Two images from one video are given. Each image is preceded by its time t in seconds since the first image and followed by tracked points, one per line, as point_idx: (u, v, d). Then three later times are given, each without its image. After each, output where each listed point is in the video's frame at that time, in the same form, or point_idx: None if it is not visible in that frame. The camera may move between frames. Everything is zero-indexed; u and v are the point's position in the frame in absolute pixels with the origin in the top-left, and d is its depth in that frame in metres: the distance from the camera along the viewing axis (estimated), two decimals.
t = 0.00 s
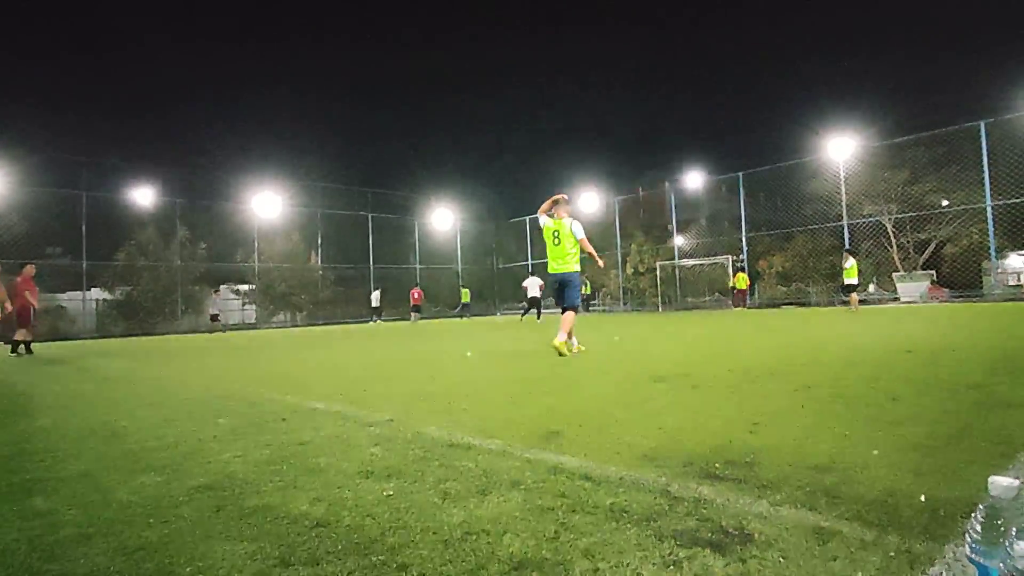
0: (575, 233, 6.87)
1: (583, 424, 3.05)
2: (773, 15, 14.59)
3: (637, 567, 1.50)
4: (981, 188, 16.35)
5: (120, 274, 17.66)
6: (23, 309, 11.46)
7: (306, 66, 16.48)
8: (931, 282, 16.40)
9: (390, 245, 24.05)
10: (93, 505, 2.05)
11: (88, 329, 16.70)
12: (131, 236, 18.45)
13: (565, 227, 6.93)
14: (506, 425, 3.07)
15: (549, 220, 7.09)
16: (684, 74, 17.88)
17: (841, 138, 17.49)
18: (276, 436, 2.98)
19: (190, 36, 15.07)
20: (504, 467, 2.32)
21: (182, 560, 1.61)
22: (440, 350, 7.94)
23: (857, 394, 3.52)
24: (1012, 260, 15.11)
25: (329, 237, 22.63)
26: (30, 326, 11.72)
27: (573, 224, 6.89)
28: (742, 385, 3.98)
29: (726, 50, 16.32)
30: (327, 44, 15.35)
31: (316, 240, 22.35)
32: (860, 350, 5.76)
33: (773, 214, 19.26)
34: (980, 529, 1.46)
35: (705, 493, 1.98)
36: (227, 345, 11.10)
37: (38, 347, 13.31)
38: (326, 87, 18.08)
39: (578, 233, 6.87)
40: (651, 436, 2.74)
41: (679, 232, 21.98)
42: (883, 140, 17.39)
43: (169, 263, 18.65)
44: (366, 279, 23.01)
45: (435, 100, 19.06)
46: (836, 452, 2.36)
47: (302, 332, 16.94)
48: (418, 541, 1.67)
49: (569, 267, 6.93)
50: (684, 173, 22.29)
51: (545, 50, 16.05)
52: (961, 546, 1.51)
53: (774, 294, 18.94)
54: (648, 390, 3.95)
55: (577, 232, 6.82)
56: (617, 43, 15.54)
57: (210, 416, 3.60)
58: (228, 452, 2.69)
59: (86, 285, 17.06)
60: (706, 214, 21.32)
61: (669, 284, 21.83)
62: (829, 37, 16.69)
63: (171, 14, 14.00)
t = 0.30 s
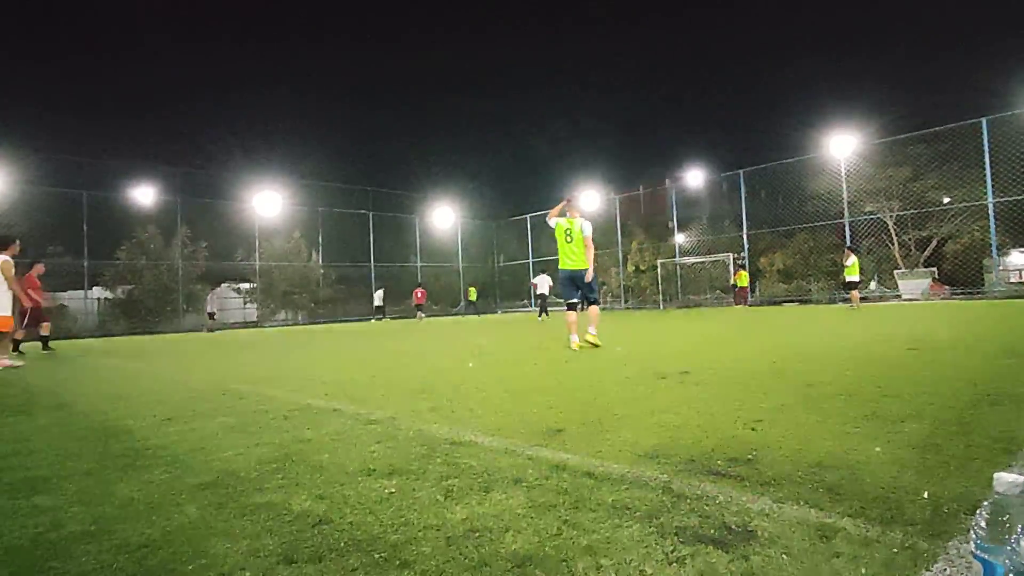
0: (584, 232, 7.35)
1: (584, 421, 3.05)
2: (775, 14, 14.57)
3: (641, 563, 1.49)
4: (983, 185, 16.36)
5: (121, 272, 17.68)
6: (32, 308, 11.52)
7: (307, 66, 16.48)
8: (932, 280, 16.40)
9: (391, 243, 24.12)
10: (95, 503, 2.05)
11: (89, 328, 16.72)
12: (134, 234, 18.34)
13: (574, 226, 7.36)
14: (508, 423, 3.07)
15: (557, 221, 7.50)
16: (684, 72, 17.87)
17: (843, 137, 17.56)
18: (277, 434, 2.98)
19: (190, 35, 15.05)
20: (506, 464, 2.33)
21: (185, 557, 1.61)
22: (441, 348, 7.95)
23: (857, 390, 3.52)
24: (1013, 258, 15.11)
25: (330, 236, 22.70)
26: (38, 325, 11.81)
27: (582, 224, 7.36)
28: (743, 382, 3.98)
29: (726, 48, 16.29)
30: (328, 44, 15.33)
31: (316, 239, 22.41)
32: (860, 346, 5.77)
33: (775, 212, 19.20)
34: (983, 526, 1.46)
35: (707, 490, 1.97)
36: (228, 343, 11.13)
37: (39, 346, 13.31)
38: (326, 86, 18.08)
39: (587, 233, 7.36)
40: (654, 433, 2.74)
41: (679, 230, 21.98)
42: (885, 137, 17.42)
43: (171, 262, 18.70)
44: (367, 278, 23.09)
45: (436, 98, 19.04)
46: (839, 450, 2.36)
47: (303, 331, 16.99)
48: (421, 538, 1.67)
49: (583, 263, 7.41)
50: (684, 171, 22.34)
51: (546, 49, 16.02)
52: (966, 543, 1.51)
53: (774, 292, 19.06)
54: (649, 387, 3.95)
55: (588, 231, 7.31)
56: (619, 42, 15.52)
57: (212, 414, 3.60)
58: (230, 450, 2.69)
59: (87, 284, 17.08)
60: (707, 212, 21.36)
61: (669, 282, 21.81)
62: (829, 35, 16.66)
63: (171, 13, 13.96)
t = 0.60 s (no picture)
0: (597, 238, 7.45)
1: (584, 421, 3.06)
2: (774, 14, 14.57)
3: (643, 564, 1.49)
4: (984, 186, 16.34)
5: (121, 273, 17.62)
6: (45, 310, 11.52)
7: (307, 65, 16.48)
8: (933, 280, 16.39)
9: (391, 243, 24.09)
10: (96, 503, 2.04)
11: (89, 328, 16.67)
12: (133, 235, 18.31)
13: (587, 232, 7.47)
14: (508, 423, 3.07)
15: (571, 225, 7.62)
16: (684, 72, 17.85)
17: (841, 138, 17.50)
18: (277, 434, 2.98)
19: (190, 36, 15.04)
20: (507, 464, 2.32)
21: (186, 557, 1.61)
22: (441, 349, 7.94)
23: (858, 391, 3.53)
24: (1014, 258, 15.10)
25: (331, 236, 22.67)
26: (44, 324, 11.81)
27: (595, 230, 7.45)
28: (743, 382, 3.98)
29: (726, 48, 16.28)
30: (328, 44, 15.32)
31: (317, 239, 22.37)
32: (861, 346, 5.78)
33: (774, 212, 19.18)
34: (985, 527, 1.46)
35: (708, 490, 1.97)
36: (228, 344, 11.12)
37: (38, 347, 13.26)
38: (326, 86, 18.08)
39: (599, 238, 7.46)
40: (653, 434, 2.74)
41: (679, 230, 21.84)
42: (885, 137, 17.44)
43: (171, 262, 18.65)
44: (368, 278, 23.05)
45: (436, 98, 19.04)
46: (840, 450, 2.35)
47: (304, 331, 16.96)
48: (423, 538, 1.67)
49: (596, 269, 7.55)
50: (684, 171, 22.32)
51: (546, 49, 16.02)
52: (968, 544, 1.51)
53: (775, 292, 19.10)
54: (650, 387, 3.95)
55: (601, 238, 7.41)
56: (619, 42, 15.50)
57: (212, 414, 3.60)
58: (230, 451, 2.68)
59: (87, 285, 17.03)
60: (708, 213, 21.34)
61: (669, 283, 21.52)
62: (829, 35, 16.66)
63: (171, 13, 13.95)
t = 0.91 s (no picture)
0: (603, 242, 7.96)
1: (582, 424, 3.05)
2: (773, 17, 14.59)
3: (641, 566, 1.49)
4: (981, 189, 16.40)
5: (119, 274, 17.58)
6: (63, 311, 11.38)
7: (307, 68, 16.50)
8: (931, 283, 16.45)
9: (389, 246, 24.12)
10: (93, 505, 2.04)
11: (88, 330, 16.62)
12: (133, 236, 18.30)
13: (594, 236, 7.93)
14: (507, 426, 3.06)
15: (577, 231, 8.04)
16: (683, 75, 17.90)
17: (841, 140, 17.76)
18: (275, 436, 2.98)
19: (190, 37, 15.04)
20: (505, 467, 2.32)
21: (183, 559, 1.61)
22: (438, 351, 7.95)
23: (858, 393, 3.52)
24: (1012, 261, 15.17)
25: (329, 238, 22.70)
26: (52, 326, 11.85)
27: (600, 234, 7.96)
28: (743, 385, 3.99)
29: (726, 50, 16.30)
30: (328, 46, 15.34)
31: (315, 241, 22.38)
32: (859, 349, 5.80)
33: (772, 215, 19.34)
34: (983, 527, 1.47)
35: (707, 493, 1.97)
36: (225, 346, 11.11)
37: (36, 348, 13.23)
38: (326, 88, 18.10)
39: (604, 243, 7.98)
40: (651, 436, 2.74)
41: (678, 233, 21.98)
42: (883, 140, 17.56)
43: (169, 264, 18.65)
44: (367, 280, 23.08)
45: (435, 100, 19.08)
46: (840, 453, 2.35)
47: (303, 333, 16.99)
48: (421, 540, 1.67)
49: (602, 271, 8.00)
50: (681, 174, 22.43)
51: (546, 51, 16.04)
52: (965, 545, 1.51)
53: (774, 295, 18.77)
54: (649, 390, 3.96)
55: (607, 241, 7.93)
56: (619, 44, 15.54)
57: (210, 416, 3.60)
58: (228, 452, 2.68)
59: (86, 286, 16.96)
60: (705, 216, 21.39)
61: (668, 285, 21.80)
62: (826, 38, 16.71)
63: (171, 15, 13.94)
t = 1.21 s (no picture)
0: (601, 248, 8.02)
1: (580, 428, 3.05)
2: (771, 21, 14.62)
3: (638, 571, 1.49)
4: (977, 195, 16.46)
5: (115, 277, 17.52)
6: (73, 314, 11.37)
7: (305, 71, 16.49)
8: (927, 288, 16.49)
9: (387, 249, 24.08)
10: (88, 510, 2.03)
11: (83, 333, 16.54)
12: (130, 238, 18.26)
13: (593, 244, 7.93)
14: (505, 430, 3.06)
15: (574, 239, 7.97)
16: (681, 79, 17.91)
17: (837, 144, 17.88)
18: (272, 440, 2.97)
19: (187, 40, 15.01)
20: (502, 471, 2.32)
21: (177, 565, 1.60)
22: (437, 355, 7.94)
23: (856, 398, 3.52)
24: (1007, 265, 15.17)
25: (326, 241, 22.63)
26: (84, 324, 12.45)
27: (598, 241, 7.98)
28: (740, 389, 3.99)
29: (724, 55, 16.33)
30: (326, 49, 15.33)
31: (312, 244, 22.30)
32: (857, 354, 5.80)
33: (768, 219, 19.41)
34: (979, 531, 1.47)
35: (704, 498, 1.97)
36: (223, 349, 11.09)
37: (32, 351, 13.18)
38: (324, 91, 18.09)
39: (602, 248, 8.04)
40: (648, 440, 2.74)
41: (675, 237, 22.00)
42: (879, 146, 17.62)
43: (165, 267, 18.60)
44: (364, 284, 23.01)
45: (433, 104, 19.07)
46: (836, 458, 2.35)
47: (298, 337, 16.91)
48: (416, 545, 1.66)
49: (600, 276, 8.12)
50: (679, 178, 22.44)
51: (544, 56, 16.06)
52: (962, 550, 1.51)
53: (770, 300, 18.84)
54: (647, 394, 3.96)
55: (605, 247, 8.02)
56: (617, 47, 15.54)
57: (207, 420, 3.59)
58: (224, 457, 2.67)
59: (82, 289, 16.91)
60: (703, 221, 21.42)
61: (665, 289, 21.80)
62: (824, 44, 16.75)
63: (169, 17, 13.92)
